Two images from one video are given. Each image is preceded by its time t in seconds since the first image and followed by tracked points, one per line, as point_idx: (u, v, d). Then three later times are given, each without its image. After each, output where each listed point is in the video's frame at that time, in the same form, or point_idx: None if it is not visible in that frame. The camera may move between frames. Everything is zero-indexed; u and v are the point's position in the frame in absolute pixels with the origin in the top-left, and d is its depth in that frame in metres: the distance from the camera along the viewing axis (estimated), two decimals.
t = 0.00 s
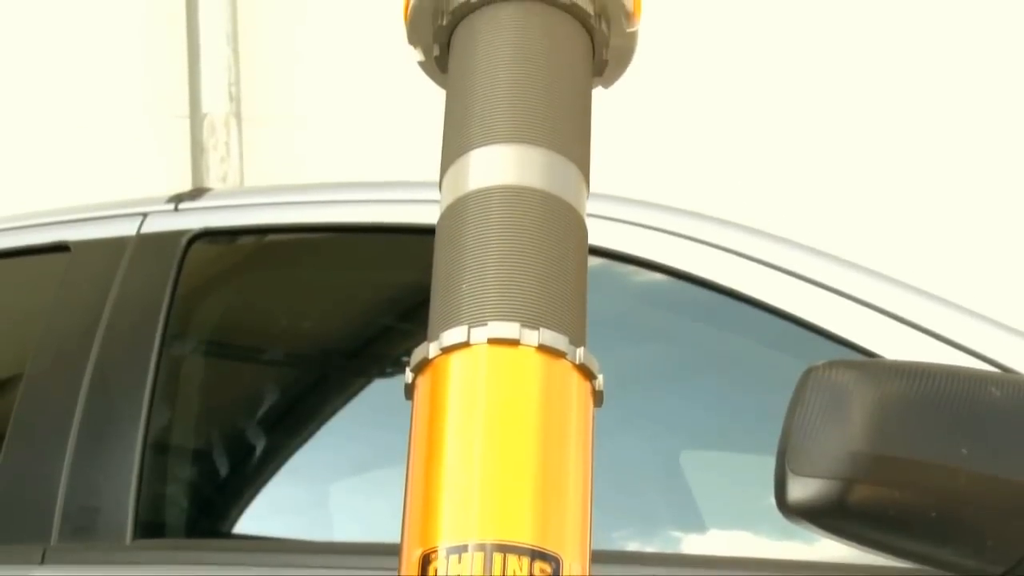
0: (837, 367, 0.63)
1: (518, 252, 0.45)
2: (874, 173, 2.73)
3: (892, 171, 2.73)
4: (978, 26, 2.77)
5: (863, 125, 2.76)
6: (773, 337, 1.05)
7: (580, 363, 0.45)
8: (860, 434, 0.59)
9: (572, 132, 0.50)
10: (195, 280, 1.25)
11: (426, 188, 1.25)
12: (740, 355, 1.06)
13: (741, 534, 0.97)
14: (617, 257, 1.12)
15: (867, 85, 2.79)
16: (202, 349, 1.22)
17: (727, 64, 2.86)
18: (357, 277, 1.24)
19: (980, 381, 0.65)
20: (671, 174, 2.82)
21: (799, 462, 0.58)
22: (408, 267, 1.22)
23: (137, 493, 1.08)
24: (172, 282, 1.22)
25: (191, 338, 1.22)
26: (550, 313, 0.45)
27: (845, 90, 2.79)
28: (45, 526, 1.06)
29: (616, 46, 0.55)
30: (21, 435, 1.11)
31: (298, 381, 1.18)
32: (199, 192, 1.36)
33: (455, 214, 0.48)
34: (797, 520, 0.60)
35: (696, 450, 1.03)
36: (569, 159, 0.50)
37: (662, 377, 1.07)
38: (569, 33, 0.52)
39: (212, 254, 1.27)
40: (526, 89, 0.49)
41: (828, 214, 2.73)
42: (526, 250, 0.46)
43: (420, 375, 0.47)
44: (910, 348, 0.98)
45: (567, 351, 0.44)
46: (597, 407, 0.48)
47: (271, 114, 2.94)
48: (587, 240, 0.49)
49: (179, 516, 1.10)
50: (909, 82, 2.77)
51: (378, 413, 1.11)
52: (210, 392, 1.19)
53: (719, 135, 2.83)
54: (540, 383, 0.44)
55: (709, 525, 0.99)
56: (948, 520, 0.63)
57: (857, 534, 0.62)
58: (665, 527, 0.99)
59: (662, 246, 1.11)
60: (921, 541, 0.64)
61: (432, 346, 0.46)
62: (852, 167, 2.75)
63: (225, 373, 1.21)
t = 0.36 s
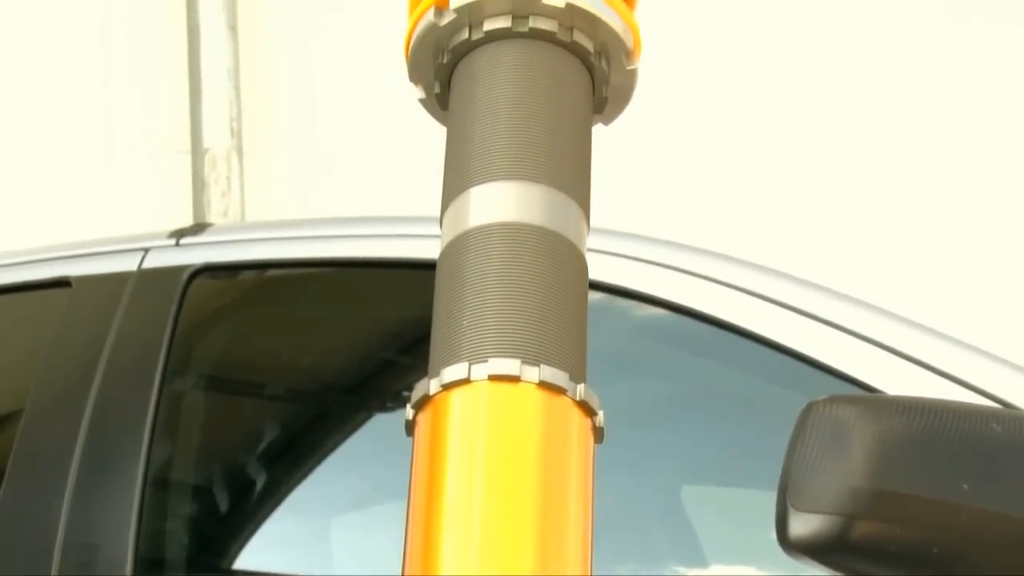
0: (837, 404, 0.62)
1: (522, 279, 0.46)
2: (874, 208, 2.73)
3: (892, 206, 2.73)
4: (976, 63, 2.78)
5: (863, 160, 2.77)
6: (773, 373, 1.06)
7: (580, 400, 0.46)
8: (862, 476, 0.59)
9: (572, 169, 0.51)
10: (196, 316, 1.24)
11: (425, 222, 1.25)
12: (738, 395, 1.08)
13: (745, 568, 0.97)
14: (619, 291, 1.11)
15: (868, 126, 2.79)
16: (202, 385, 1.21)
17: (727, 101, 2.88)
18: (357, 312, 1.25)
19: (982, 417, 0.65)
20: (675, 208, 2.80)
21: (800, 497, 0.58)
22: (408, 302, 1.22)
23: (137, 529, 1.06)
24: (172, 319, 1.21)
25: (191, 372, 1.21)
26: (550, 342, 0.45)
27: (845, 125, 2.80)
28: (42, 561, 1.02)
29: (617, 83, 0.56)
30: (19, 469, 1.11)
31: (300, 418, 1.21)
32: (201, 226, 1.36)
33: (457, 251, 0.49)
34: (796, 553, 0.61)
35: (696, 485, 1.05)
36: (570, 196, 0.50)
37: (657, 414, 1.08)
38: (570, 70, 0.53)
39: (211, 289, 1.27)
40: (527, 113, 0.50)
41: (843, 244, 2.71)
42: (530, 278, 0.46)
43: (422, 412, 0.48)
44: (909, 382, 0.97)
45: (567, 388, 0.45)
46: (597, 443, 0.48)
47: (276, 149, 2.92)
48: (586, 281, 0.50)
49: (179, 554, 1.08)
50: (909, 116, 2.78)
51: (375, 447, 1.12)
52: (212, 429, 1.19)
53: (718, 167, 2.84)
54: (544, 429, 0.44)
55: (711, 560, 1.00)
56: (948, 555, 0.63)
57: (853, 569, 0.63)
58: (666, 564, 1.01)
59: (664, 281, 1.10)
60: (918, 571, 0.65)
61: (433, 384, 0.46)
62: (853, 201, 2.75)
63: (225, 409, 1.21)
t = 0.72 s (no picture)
0: (839, 439, 0.63)
1: (522, 310, 0.47)
2: (874, 244, 2.73)
3: (892, 242, 2.74)
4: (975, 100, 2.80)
5: (865, 199, 2.77)
6: (771, 410, 1.06)
7: (581, 437, 0.46)
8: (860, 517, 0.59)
9: (572, 209, 0.51)
10: (196, 350, 1.24)
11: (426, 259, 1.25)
12: (740, 432, 1.08)
13: None
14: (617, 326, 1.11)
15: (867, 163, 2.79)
16: (203, 420, 1.21)
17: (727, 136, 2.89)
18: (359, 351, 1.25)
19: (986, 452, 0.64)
20: (683, 245, 2.75)
21: (799, 537, 0.60)
22: (408, 336, 1.22)
23: (137, 563, 1.05)
24: (172, 355, 1.21)
25: (192, 408, 1.21)
26: (552, 369, 0.46)
27: (844, 161, 2.80)
28: None
29: (616, 121, 0.57)
30: (17, 505, 1.11)
31: (299, 452, 1.19)
32: (200, 262, 1.36)
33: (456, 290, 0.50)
34: None
35: (697, 521, 1.04)
36: (570, 235, 0.50)
37: (672, 452, 1.08)
38: (569, 107, 0.54)
39: (211, 325, 1.27)
40: (526, 151, 0.51)
41: (843, 279, 2.71)
42: (531, 310, 0.47)
43: (422, 448, 0.48)
44: (908, 417, 0.97)
45: (568, 425, 0.45)
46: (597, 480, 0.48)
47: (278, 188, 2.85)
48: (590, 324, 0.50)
49: None
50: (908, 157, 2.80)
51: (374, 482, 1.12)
52: (211, 463, 1.19)
53: (725, 204, 2.80)
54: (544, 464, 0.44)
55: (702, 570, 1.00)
56: None
57: None
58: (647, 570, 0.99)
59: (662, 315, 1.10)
60: None
61: (433, 420, 0.47)
62: (855, 237, 2.74)
63: (223, 445, 1.20)
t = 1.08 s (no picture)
0: (840, 474, 0.63)
1: (530, 355, 0.52)
2: (873, 278, 2.74)
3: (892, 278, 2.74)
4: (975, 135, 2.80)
5: (865, 234, 2.77)
6: (771, 443, 1.06)
7: (580, 472, 0.52)
8: (864, 547, 0.59)
9: (571, 243, 0.57)
10: (197, 385, 1.24)
11: (426, 294, 1.26)
12: (742, 464, 1.08)
13: None
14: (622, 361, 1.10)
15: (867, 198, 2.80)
16: (203, 455, 1.20)
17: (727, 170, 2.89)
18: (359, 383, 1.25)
19: (985, 486, 0.65)
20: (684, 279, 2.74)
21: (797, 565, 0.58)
22: (408, 370, 1.22)
23: None
24: (172, 394, 1.21)
25: (193, 442, 1.21)
26: (552, 401, 0.51)
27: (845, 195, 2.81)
28: None
29: (616, 156, 0.63)
30: (16, 542, 1.10)
31: (301, 485, 1.18)
32: (200, 296, 1.37)
33: (459, 327, 0.55)
34: None
35: (702, 555, 1.04)
36: (569, 268, 0.56)
37: (675, 484, 1.08)
38: (570, 142, 0.59)
39: (212, 357, 1.27)
40: (525, 192, 0.56)
41: (844, 311, 2.70)
42: (538, 356, 0.52)
43: (422, 482, 0.54)
44: (909, 452, 0.98)
45: (570, 461, 0.51)
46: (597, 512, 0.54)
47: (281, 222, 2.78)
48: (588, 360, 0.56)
49: None
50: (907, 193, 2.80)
51: (377, 516, 1.11)
52: (211, 496, 1.18)
53: (738, 234, 2.74)
54: (544, 500, 0.50)
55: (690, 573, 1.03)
56: None
57: None
58: None
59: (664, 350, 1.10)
60: None
61: (433, 455, 0.52)
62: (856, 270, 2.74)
63: (225, 479, 1.19)
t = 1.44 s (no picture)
0: (841, 509, 0.63)
1: (527, 402, 0.52)
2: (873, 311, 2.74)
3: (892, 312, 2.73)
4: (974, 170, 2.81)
5: (865, 267, 2.77)
6: (772, 476, 1.05)
7: (580, 507, 0.52)
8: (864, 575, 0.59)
9: (571, 278, 0.57)
10: (197, 418, 1.24)
11: (426, 327, 1.25)
12: (741, 496, 1.07)
13: None
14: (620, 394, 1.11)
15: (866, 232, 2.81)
16: (202, 488, 1.21)
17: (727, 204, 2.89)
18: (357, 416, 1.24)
19: (986, 521, 0.65)
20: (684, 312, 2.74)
21: None
22: (406, 403, 1.22)
23: None
24: (172, 424, 1.21)
25: (192, 476, 1.21)
26: (551, 438, 0.52)
27: (845, 229, 2.81)
28: None
29: (616, 192, 0.63)
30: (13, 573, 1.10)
31: (299, 519, 1.17)
32: (202, 329, 1.37)
33: (458, 362, 0.55)
34: None
35: None
36: (569, 302, 0.56)
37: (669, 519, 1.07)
38: (569, 177, 0.60)
39: (212, 391, 1.27)
40: (526, 229, 0.57)
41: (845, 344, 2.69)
42: (535, 403, 0.52)
43: (422, 518, 0.54)
44: (908, 485, 0.97)
45: (570, 495, 0.51)
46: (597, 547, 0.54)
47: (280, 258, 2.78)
48: (589, 394, 0.56)
49: None
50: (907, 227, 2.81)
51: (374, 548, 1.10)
52: (212, 530, 1.18)
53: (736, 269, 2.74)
54: (545, 531, 0.50)
55: None
56: None
57: None
58: None
59: (664, 384, 1.10)
60: None
61: (433, 491, 0.52)
62: (857, 302, 2.73)
63: (224, 512, 1.20)
